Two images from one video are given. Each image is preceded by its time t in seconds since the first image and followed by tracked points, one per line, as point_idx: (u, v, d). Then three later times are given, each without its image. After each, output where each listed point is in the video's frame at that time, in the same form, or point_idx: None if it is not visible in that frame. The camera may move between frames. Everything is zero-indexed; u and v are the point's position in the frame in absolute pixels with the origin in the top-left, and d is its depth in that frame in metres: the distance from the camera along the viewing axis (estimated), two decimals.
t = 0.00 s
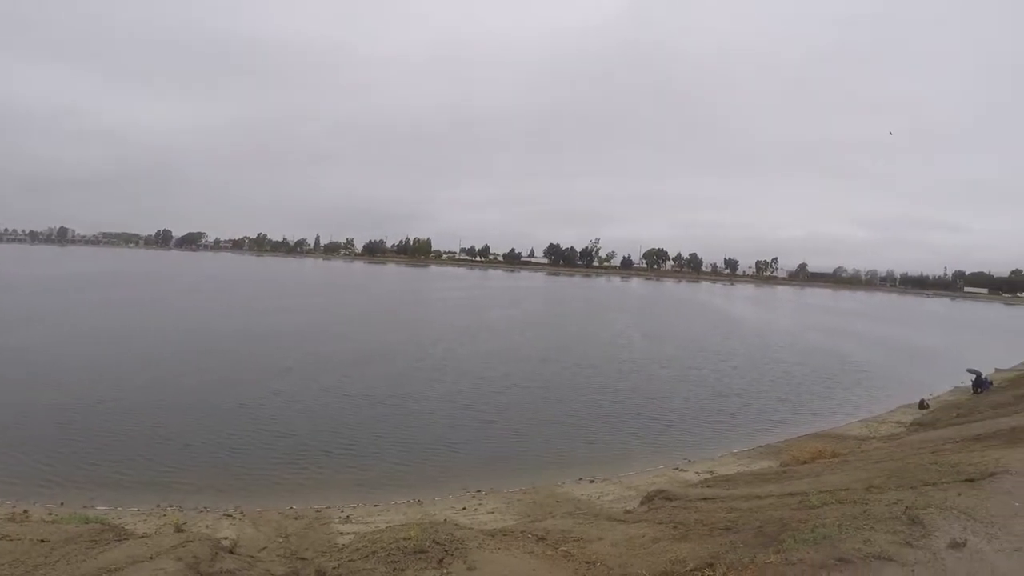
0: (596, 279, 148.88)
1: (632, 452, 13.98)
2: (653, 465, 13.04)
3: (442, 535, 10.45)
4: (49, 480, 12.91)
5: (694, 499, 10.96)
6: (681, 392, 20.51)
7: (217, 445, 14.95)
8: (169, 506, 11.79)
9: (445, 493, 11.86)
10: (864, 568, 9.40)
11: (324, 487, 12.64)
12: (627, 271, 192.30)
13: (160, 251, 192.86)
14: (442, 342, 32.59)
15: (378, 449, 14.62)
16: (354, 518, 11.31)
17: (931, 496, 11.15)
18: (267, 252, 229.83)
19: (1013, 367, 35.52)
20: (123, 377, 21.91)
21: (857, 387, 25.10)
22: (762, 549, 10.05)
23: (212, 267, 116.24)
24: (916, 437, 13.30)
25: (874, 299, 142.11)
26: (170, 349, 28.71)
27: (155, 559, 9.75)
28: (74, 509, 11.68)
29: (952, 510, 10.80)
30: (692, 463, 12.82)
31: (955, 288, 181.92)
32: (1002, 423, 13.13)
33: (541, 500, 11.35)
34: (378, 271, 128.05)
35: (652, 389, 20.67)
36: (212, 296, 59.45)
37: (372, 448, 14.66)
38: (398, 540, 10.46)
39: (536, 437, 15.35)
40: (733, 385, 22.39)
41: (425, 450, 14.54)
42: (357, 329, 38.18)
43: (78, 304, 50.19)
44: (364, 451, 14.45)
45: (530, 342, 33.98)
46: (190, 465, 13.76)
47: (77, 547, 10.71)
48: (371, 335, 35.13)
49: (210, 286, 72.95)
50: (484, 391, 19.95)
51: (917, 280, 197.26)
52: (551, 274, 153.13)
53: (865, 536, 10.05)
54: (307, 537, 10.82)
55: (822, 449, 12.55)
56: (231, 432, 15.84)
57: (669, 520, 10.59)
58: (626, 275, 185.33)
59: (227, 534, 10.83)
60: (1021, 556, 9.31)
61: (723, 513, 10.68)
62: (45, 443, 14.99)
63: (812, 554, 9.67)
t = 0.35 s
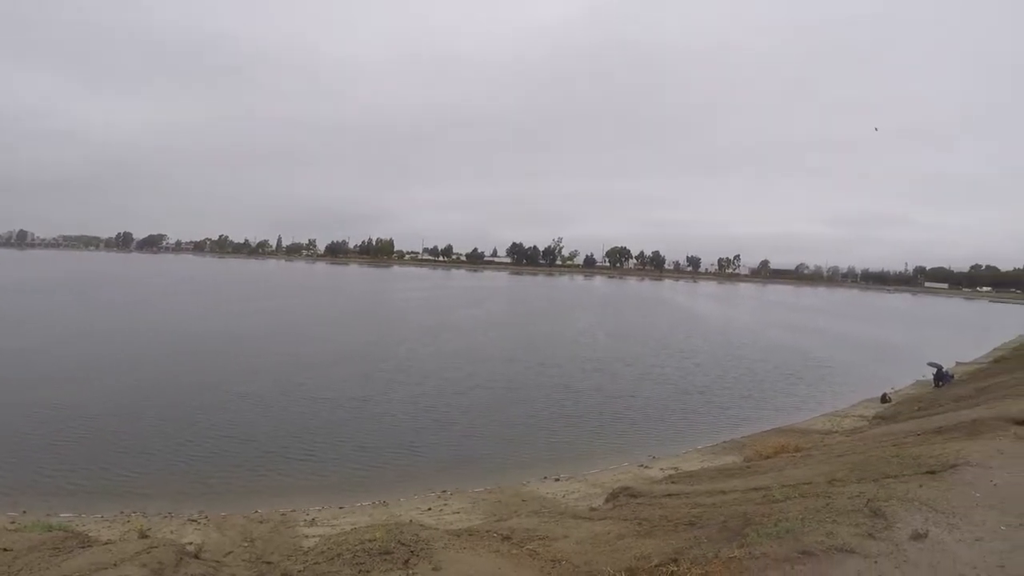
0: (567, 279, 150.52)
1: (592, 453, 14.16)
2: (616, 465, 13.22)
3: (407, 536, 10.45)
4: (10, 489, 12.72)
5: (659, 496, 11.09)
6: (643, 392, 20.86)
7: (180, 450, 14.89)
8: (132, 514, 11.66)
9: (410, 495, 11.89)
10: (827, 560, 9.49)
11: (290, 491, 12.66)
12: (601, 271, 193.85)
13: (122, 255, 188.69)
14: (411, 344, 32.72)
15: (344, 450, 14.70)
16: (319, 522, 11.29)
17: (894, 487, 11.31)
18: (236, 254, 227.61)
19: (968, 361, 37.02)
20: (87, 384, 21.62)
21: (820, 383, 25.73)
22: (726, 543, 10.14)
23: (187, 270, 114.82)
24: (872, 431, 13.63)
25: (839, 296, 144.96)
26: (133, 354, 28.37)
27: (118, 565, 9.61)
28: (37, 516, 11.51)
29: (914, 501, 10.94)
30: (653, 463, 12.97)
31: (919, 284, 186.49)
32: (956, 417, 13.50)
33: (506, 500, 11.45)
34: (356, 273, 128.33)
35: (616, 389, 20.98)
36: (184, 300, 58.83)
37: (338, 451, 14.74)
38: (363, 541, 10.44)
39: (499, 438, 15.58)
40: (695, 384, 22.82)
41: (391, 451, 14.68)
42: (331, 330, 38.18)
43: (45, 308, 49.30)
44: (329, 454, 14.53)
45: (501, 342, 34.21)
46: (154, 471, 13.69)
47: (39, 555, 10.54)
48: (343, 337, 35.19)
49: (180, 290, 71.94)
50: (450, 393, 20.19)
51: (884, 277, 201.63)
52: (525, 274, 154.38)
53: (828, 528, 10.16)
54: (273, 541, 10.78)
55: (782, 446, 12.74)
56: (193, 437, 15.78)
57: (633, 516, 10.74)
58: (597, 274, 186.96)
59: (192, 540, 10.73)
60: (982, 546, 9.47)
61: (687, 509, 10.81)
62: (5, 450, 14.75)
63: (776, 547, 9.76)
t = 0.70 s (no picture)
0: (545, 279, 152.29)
1: (556, 457, 14.47)
2: (586, 465, 13.54)
3: (375, 535, 10.47)
4: None
5: (628, 494, 11.22)
6: (610, 395, 21.21)
7: (147, 452, 14.83)
8: (98, 517, 11.58)
9: (379, 497, 11.98)
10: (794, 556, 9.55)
11: (259, 492, 12.70)
12: (580, 272, 195.45)
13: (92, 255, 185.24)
14: (386, 346, 32.87)
15: (313, 451, 14.83)
16: (288, 522, 11.31)
17: (861, 484, 11.43)
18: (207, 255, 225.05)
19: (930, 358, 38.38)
20: (54, 386, 21.35)
21: (786, 384, 26.34)
22: (693, 541, 10.19)
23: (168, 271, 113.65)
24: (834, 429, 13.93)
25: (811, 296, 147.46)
26: (101, 355, 28.08)
27: (84, 568, 9.51)
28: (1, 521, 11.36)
29: (880, 498, 11.07)
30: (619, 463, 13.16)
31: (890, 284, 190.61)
32: (918, 415, 13.79)
33: (476, 500, 11.57)
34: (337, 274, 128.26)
35: (584, 391, 21.41)
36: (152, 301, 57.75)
37: (306, 450, 14.89)
38: (330, 542, 10.45)
39: (464, 438, 15.96)
40: (661, 387, 23.27)
41: (359, 452, 14.91)
42: (305, 332, 38.14)
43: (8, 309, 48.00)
44: (299, 454, 14.71)
45: (476, 343, 34.46)
46: (121, 474, 13.63)
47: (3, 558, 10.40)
48: (316, 338, 35.19)
49: (154, 290, 71.08)
50: (419, 395, 20.54)
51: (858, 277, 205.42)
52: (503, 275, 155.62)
53: (795, 525, 10.22)
54: (242, 542, 10.76)
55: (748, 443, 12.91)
56: (158, 440, 15.71)
57: (602, 514, 10.82)
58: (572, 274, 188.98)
59: (160, 542, 10.68)
60: (948, 541, 9.58)
61: (655, 507, 10.91)
62: None
63: (743, 544, 9.82)
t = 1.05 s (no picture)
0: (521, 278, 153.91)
1: (525, 460, 14.78)
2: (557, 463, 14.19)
3: (344, 535, 10.47)
4: None
5: (598, 492, 11.39)
6: (580, 396, 22.00)
7: (115, 454, 14.82)
8: (65, 519, 11.52)
9: (349, 498, 12.13)
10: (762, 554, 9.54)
11: (231, 493, 12.81)
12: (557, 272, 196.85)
13: (59, 252, 181.35)
14: (361, 345, 33.02)
15: (284, 453, 15.04)
16: (257, 523, 11.33)
17: (829, 482, 11.55)
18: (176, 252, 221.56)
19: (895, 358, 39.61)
20: (23, 387, 21.09)
21: (751, 384, 27.02)
22: (662, 540, 10.18)
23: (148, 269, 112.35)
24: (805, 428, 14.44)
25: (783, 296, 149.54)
26: (68, 355, 27.73)
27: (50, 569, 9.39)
28: None
29: (848, 495, 11.17)
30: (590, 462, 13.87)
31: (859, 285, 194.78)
32: (879, 416, 14.46)
33: (446, 499, 11.82)
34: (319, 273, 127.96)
35: (553, 394, 21.92)
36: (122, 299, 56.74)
37: (277, 452, 15.09)
38: (300, 542, 10.46)
39: (432, 440, 16.37)
40: (628, 389, 23.76)
41: (330, 452, 15.26)
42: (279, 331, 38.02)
43: None
44: (270, 455, 14.93)
45: (452, 343, 34.71)
46: (93, 474, 13.62)
47: None
48: (291, 338, 35.19)
49: (121, 288, 69.73)
50: (390, 396, 20.90)
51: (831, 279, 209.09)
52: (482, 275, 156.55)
53: (764, 523, 10.24)
54: (211, 543, 10.73)
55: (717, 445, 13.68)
56: (126, 441, 15.70)
57: (573, 513, 10.96)
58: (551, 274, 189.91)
59: (128, 543, 10.62)
60: (915, 538, 9.66)
61: (625, 506, 11.03)
62: None
63: (711, 542, 9.82)
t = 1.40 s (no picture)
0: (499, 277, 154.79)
1: (496, 463, 15.08)
2: (531, 461, 15.12)
3: (316, 533, 10.48)
4: None
5: (568, 490, 11.85)
6: (553, 394, 22.60)
7: (83, 455, 14.72)
8: (32, 520, 11.44)
9: (322, 494, 12.80)
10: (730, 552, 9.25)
11: (207, 492, 13.08)
12: (536, 271, 197.36)
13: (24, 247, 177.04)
14: (337, 343, 33.01)
15: (260, 452, 15.42)
16: (230, 521, 11.55)
17: (799, 481, 11.50)
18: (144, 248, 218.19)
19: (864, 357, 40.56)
20: None
21: (720, 382, 27.64)
22: (633, 537, 9.94)
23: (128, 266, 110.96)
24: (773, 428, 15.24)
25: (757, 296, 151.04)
26: (36, 353, 27.30)
27: (18, 569, 9.27)
28: None
29: (818, 493, 11.02)
30: (561, 460, 15.02)
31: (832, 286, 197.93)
32: (828, 418, 15.58)
33: (416, 495, 12.54)
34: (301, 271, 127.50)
35: (526, 393, 22.45)
36: (90, 296, 55.56)
37: (254, 451, 15.44)
38: (271, 540, 10.49)
39: (404, 438, 16.88)
40: (599, 389, 24.08)
41: (304, 449, 15.70)
42: (254, 328, 37.89)
43: None
44: (246, 454, 15.24)
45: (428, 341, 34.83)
46: (69, 473, 13.71)
47: None
48: (265, 335, 35.05)
49: (88, 284, 68.33)
50: (363, 393, 21.31)
51: (806, 279, 212.16)
52: (463, 273, 157.15)
53: (734, 521, 9.98)
54: (182, 541, 10.71)
55: (684, 446, 14.86)
56: (94, 442, 15.61)
57: (543, 510, 11.30)
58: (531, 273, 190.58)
59: (97, 542, 10.57)
60: (885, 535, 9.50)
61: (594, 504, 11.24)
62: None
63: (681, 540, 9.55)
